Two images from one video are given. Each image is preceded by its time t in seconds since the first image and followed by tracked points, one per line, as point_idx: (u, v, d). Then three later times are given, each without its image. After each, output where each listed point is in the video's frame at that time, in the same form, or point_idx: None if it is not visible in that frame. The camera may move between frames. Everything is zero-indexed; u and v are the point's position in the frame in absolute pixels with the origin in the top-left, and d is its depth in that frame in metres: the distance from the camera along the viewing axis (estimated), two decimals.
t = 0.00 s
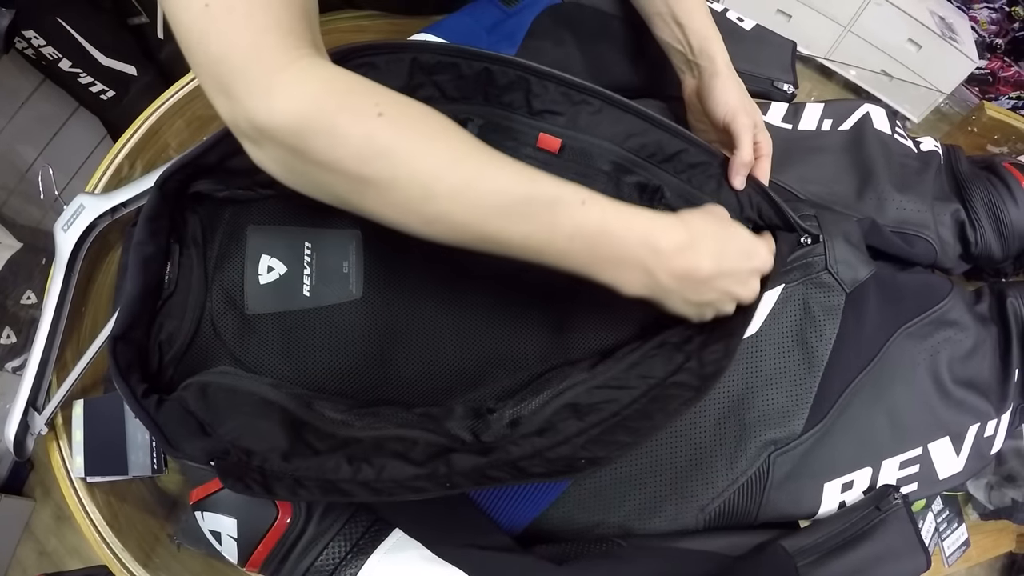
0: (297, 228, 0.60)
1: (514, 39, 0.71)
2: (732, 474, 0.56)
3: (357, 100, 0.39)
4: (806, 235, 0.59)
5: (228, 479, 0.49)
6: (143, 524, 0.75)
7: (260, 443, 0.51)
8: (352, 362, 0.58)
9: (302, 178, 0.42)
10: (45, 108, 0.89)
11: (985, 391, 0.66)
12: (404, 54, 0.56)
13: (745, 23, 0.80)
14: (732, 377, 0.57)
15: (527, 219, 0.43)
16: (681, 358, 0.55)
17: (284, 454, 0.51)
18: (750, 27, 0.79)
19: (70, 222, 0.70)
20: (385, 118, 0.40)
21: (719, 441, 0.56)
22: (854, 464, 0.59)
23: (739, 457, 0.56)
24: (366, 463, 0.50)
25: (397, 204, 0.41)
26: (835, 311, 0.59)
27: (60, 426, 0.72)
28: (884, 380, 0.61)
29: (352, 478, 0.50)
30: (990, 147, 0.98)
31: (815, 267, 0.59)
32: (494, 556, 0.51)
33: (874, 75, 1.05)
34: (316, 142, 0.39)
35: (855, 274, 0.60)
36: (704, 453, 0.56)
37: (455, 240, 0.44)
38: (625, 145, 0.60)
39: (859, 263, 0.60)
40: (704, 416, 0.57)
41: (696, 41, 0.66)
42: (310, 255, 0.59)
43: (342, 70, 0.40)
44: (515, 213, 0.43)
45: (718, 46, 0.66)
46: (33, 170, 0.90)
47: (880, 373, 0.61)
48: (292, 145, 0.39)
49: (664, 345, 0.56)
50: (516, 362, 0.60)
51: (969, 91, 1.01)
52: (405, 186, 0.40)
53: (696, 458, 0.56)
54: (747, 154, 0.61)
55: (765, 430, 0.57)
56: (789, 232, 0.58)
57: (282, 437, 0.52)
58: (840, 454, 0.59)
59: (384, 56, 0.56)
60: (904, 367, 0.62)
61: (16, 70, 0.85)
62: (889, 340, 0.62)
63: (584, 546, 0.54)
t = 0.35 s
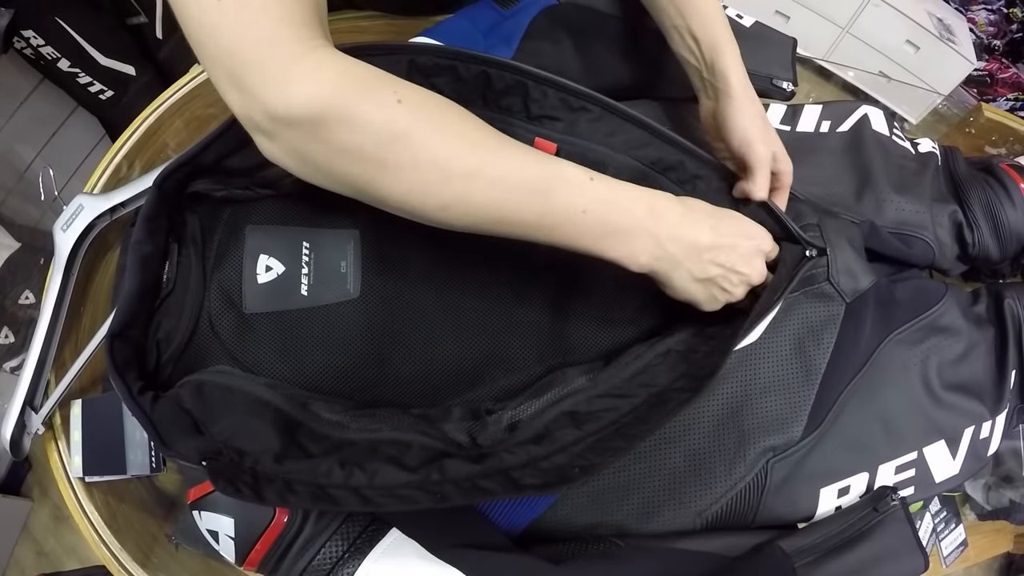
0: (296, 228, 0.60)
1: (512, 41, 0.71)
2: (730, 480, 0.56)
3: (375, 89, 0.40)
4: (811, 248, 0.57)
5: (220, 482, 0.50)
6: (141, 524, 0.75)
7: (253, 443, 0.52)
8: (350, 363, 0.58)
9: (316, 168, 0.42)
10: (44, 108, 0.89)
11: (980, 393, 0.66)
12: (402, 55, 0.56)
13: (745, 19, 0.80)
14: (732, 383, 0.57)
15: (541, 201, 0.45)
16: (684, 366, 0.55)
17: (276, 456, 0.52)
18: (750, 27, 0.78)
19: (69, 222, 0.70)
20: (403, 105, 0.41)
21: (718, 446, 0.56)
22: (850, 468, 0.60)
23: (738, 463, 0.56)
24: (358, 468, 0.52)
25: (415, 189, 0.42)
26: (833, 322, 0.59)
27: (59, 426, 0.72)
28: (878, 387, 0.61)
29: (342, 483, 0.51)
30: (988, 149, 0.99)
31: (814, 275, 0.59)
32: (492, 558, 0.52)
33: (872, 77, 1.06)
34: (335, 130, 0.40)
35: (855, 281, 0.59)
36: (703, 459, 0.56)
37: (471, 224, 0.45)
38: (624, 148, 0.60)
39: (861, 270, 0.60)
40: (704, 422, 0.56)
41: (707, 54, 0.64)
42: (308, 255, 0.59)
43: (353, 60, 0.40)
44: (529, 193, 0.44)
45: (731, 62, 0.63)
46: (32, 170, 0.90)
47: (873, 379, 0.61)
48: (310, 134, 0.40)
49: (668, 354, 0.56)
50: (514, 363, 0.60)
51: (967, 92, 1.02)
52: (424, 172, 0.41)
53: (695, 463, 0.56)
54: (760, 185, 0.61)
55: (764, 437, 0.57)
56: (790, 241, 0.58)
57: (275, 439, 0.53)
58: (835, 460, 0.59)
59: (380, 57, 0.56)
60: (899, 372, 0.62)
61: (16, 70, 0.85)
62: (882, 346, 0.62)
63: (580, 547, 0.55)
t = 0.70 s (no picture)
0: (295, 229, 0.60)
1: (512, 44, 0.71)
2: (730, 483, 0.56)
3: (368, 99, 0.40)
4: (809, 252, 0.56)
5: (214, 481, 0.50)
6: (139, 525, 0.75)
7: (249, 443, 0.52)
8: (349, 367, 0.58)
9: (313, 180, 0.43)
10: (44, 110, 0.89)
11: (980, 395, 0.66)
12: (401, 60, 0.56)
13: (744, 21, 0.80)
14: (732, 386, 0.57)
15: (537, 214, 0.45)
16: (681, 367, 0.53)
17: (273, 456, 0.52)
18: (749, 28, 0.78)
19: (69, 224, 0.70)
20: (396, 116, 0.41)
21: (718, 449, 0.56)
22: (849, 471, 0.60)
23: (738, 466, 0.56)
24: (355, 468, 0.51)
25: (408, 200, 0.42)
26: (829, 327, 0.59)
27: (59, 428, 0.72)
28: (877, 388, 0.61)
29: (339, 483, 0.50)
30: (988, 150, 0.98)
31: (814, 285, 0.59)
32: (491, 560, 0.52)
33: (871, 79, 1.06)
34: (328, 141, 0.40)
35: (852, 287, 0.60)
36: (703, 462, 0.56)
37: (467, 234, 0.45)
38: (623, 151, 0.60)
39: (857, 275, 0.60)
40: (705, 424, 0.56)
41: (721, 64, 0.63)
42: (307, 257, 0.59)
43: (349, 72, 0.40)
44: (524, 206, 0.44)
45: (745, 73, 0.62)
46: (32, 172, 0.90)
47: (872, 380, 0.61)
48: (303, 146, 0.40)
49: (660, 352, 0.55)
50: (514, 364, 0.60)
51: (967, 93, 1.02)
52: (418, 184, 0.42)
53: (696, 466, 0.56)
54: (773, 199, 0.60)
55: (763, 441, 0.57)
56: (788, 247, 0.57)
57: (272, 440, 0.53)
58: (834, 462, 0.59)
59: (379, 60, 0.56)
60: (898, 374, 0.62)
61: (15, 72, 0.85)
62: (881, 347, 0.62)
63: (579, 548, 0.55)
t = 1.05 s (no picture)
0: (295, 238, 0.60)
1: (510, 50, 0.71)
2: (729, 490, 0.56)
3: (256, 88, 0.39)
4: (810, 251, 0.55)
5: (207, 483, 0.50)
6: (138, 531, 0.75)
7: (244, 448, 0.52)
8: (347, 375, 0.58)
9: (208, 177, 0.42)
10: (46, 116, 0.89)
11: (981, 400, 0.66)
12: (399, 69, 0.56)
13: (743, 27, 0.80)
14: (733, 393, 0.57)
15: (429, 194, 0.42)
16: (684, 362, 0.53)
17: (268, 461, 0.52)
18: (749, 34, 0.78)
19: (69, 230, 0.70)
20: (277, 102, 0.39)
21: (718, 456, 0.56)
22: (849, 477, 0.59)
23: (737, 473, 0.56)
24: (350, 472, 0.51)
25: (303, 184, 0.40)
26: (834, 330, 0.58)
27: (57, 435, 0.71)
28: (879, 394, 0.61)
29: (333, 487, 0.50)
30: (988, 153, 0.97)
31: (817, 287, 0.56)
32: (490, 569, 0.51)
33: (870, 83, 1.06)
34: (206, 131, 0.39)
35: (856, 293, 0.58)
36: (703, 469, 0.56)
37: (361, 210, 0.43)
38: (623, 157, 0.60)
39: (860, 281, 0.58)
40: (705, 432, 0.56)
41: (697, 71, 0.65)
42: (306, 265, 0.59)
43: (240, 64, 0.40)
44: (426, 171, 0.41)
45: (721, 75, 0.64)
46: (33, 177, 0.89)
47: (873, 386, 0.61)
48: (189, 141, 0.39)
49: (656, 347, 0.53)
50: (514, 371, 0.59)
51: (966, 97, 1.02)
52: (297, 167, 0.40)
53: (695, 473, 0.56)
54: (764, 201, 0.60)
55: (763, 448, 0.56)
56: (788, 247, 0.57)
57: (266, 445, 0.53)
58: (836, 469, 0.59)
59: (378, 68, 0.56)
60: (899, 380, 0.62)
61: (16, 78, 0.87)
62: (881, 353, 0.62)
63: (577, 557, 0.55)
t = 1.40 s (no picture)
0: (295, 253, 0.60)
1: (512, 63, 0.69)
2: (735, 508, 0.55)
3: (109, 50, 0.42)
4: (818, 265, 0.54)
5: (203, 499, 0.47)
6: (136, 546, 0.74)
7: (240, 463, 0.51)
8: (346, 390, 0.57)
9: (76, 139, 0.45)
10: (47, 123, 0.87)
11: (989, 415, 0.65)
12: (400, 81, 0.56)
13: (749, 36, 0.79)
14: (739, 410, 0.56)
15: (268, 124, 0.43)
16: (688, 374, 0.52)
17: (262, 475, 0.50)
18: (754, 45, 0.78)
19: (68, 240, 0.69)
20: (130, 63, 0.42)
21: (723, 473, 0.55)
22: (858, 494, 0.58)
23: (743, 491, 0.55)
24: (347, 487, 0.49)
25: (160, 134, 0.43)
26: (841, 344, 0.57)
27: (54, 446, 0.71)
28: (886, 410, 0.60)
29: (330, 501, 0.48)
30: (993, 163, 0.97)
31: (823, 302, 0.56)
32: None
33: (873, 92, 1.05)
34: (68, 95, 0.42)
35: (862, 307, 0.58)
36: (708, 486, 0.55)
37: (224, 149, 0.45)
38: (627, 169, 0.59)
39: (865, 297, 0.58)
40: (710, 449, 0.55)
41: (702, 81, 0.64)
42: (304, 279, 0.59)
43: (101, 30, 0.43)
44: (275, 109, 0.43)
45: (724, 86, 0.63)
46: (34, 185, 0.89)
47: (880, 402, 0.60)
48: (56, 106, 0.42)
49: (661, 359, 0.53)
50: (515, 388, 0.58)
51: (969, 106, 1.01)
52: (155, 120, 0.43)
53: (700, 491, 0.55)
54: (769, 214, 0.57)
55: (769, 465, 0.55)
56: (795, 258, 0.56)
57: (262, 459, 0.51)
58: (844, 486, 0.58)
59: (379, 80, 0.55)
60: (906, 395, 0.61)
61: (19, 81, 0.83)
62: (888, 368, 0.61)
63: None
